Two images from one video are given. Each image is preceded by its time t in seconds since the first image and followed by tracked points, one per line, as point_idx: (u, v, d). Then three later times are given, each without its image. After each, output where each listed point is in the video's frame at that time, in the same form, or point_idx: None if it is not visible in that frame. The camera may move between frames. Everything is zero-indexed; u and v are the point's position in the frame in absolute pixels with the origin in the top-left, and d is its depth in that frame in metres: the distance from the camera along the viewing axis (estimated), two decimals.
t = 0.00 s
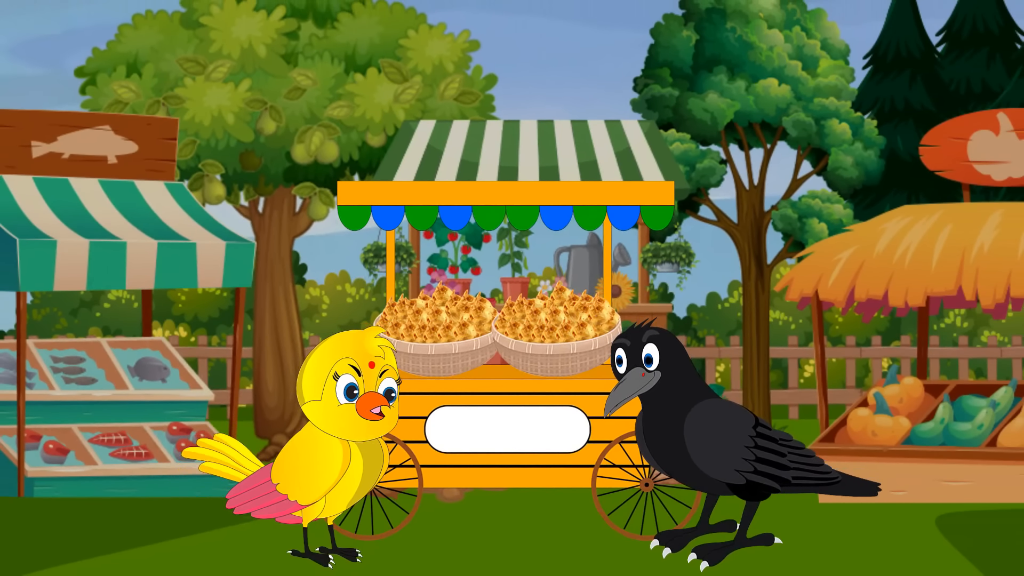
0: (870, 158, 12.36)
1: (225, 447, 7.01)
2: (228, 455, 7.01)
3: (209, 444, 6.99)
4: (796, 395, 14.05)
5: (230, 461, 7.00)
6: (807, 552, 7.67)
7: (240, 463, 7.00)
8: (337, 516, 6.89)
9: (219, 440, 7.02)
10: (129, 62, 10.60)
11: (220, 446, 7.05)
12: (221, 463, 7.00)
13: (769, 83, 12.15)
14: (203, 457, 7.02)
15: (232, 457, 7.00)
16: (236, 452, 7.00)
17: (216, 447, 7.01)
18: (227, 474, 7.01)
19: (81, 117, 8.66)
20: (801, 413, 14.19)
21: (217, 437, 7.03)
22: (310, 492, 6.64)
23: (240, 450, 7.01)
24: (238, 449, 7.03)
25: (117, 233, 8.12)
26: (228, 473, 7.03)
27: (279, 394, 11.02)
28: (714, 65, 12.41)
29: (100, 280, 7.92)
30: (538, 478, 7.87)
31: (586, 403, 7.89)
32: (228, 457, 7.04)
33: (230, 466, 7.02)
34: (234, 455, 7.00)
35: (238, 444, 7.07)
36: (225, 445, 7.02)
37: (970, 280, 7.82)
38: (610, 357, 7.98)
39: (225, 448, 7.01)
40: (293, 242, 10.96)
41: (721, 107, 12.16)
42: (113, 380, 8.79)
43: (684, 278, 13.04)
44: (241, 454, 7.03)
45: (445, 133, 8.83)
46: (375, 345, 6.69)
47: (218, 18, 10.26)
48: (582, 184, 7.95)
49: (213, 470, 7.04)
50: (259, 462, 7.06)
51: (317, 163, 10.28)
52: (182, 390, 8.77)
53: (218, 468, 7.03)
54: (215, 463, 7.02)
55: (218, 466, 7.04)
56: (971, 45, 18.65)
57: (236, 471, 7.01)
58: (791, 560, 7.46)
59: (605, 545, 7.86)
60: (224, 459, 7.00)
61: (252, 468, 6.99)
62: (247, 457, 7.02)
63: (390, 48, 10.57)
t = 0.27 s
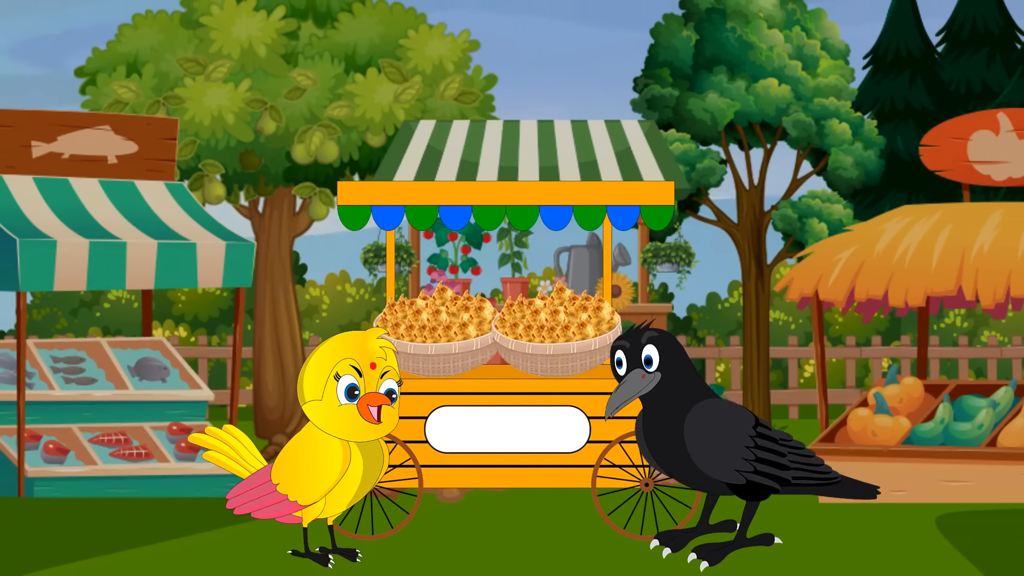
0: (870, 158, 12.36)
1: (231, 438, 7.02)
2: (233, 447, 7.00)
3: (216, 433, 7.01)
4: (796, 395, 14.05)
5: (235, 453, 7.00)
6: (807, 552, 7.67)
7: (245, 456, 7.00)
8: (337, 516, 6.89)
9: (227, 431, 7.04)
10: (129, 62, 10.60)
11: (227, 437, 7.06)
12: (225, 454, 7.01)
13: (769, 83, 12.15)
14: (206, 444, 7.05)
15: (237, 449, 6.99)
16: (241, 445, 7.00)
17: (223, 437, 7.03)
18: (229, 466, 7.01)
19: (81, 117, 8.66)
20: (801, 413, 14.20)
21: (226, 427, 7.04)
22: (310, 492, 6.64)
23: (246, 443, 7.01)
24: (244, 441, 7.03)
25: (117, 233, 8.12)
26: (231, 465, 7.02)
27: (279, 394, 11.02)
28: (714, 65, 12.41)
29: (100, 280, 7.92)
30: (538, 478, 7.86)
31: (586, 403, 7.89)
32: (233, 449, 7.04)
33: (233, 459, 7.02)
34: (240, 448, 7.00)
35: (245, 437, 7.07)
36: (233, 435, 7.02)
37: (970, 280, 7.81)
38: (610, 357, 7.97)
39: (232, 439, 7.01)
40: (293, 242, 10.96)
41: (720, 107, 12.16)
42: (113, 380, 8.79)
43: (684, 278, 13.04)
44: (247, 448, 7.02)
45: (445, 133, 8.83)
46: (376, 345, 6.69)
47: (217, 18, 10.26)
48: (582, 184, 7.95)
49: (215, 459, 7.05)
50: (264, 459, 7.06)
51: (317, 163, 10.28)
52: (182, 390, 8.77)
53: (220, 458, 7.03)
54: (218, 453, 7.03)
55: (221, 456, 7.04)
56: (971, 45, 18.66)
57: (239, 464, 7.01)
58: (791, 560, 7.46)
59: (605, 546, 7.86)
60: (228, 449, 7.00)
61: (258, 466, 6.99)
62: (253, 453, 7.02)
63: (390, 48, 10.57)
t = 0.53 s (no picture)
0: (870, 158, 12.36)
1: (225, 447, 7.00)
2: (229, 455, 7.00)
3: (210, 444, 6.98)
4: (796, 395, 14.05)
5: (232, 461, 6.99)
6: (806, 552, 7.67)
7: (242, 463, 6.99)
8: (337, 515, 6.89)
9: (220, 440, 7.02)
10: (129, 62, 10.59)
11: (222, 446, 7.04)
12: (221, 463, 6.99)
13: (769, 83, 12.15)
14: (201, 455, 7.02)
15: (234, 457, 6.99)
16: (236, 452, 6.99)
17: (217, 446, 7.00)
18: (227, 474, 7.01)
19: (81, 117, 8.66)
20: (801, 413, 14.20)
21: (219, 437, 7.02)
22: (310, 492, 6.64)
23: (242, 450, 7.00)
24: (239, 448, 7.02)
25: (116, 233, 8.12)
26: (229, 473, 7.02)
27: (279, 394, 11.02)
28: (714, 65, 12.41)
29: (100, 280, 7.92)
30: (538, 478, 7.86)
31: (586, 403, 7.88)
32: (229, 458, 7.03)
33: (231, 467, 7.01)
34: (236, 456, 6.99)
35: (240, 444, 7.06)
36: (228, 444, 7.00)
37: (970, 280, 7.81)
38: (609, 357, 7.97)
39: (226, 447, 7.00)
40: (293, 242, 10.96)
41: (720, 107, 12.15)
42: (113, 380, 8.79)
43: (684, 278, 13.05)
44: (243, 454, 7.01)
45: (445, 133, 8.83)
46: (377, 346, 6.69)
47: (217, 18, 10.26)
48: (582, 184, 7.94)
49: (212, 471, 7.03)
50: (260, 463, 7.06)
51: (317, 163, 10.28)
52: (182, 390, 8.77)
53: (218, 468, 7.01)
54: (215, 463, 7.01)
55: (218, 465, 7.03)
56: (971, 45, 18.66)
57: (237, 472, 7.01)
58: (791, 560, 7.46)
59: (605, 546, 7.85)
60: (224, 459, 6.99)
61: (252, 469, 6.99)
62: (248, 457, 7.02)
63: (390, 48, 10.57)
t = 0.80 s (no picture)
0: (870, 158, 12.36)
1: (215, 466, 7.02)
2: (222, 472, 7.01)
3: (200, 467, 7.00)
4: (796, 395, 14.06)
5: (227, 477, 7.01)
6: (807, 552, 7.67)
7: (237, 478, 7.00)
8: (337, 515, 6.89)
9: (207, 461, 7.03)
10: (129, 62, 10.60)
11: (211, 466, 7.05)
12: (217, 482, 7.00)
13: (769, 83, 12.15)
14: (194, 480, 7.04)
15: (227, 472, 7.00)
16: (229, 468, 7.01)
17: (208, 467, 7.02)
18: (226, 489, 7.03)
19: (81, 117, 8.66)
20: (801, 413, 14.20)
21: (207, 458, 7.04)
22: (310, 492, 6.64)
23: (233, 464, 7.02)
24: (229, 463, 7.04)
25: (116, 233, 8.12)
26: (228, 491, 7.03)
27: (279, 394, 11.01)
28: (714, 65, 12.41)
29: (100, 280, 7.92)
30: (538, 478, 7.85)
31: (586, 402, 7.89)
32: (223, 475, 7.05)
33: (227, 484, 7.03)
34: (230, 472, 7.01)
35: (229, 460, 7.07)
36: (217, 463, 7.02)
37: (970, 280, 7.81)
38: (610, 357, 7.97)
39: (217, 466, 7.02)
40: (293, 242, 10.96)
41: (720, 107, 12.15)
42: (113, 380, 8.79)
43: (684, 278, 13.05)
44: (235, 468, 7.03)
45: (445, 133, 8.83)
46: (375, 346, 6.70)
47: (217, 18, 10.26)
48: (582, 184, 7.94)
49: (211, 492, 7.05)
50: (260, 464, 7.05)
51: (317, 163, 10.28)
52: (182, 390, 8.77)
53: (215, 488, 7.03)
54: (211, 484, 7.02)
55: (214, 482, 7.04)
56: (971, 45, 18.66)
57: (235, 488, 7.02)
58: (792, 560, 7.45)
59: (606, 546, 7.85)
60: (219, 477, 7.01)
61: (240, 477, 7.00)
62: (237, 467, 7.03)
63: (390, 48, 10.57)
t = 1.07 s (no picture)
0: (870, 158, 12.35)
1: (221, 458, 7.03)
2: (226, 464, 7.01)
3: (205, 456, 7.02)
4: (796, 395, 14.05)
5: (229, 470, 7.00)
6: (807, 552, 7.67)
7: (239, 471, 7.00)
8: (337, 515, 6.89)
9: (214, 452, 7.05)
10: (129, 62, 10.60)
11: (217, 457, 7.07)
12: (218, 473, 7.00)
13: (769, 83, 12.15)
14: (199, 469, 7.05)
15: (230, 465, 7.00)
16: (233, 460, 7.01)
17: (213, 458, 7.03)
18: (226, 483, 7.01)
19: (81, 117, 8.66)
20: (801, 413, 14.20)
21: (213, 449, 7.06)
22: (310, 492, 6.64)
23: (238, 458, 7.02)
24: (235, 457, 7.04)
25: (116, 233, 8.12)
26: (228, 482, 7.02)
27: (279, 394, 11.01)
28: (714, 65, 12.42)
29: (100, 280, 7.92)
30: (538, 478, 7.85)
31: (586, 402, 7.88)
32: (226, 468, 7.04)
33: (228, 476, 7.02)
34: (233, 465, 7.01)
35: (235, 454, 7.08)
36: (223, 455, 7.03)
37: (970, 280, 7.81)
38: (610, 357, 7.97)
39: (221, 458, 7.02)
40: (293, 242, 10.96)
41: (720, 107, 12.15)
42: (113, 380, 8.80)
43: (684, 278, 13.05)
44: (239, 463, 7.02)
45: (445, 133, 8.83)
46: (373, 346, 6.70)
47: (217, 18, 10.26)
48: (582, 184, 7.94)
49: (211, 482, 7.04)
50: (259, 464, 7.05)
51: (317, 163, 10.28)
52: (182, 390, 8.77)
53: (216, 478, 7.03)
54: (212, 474, 7.02)
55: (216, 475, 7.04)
56: (971, 45, 18.66)
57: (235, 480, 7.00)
58: (792, 560, 7.45)
59: (606, 546, 7.85)
60: (222, 468, 7.01)
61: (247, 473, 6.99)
62: (242, 463, 7.02)
63: (390, 48, 10.57)
